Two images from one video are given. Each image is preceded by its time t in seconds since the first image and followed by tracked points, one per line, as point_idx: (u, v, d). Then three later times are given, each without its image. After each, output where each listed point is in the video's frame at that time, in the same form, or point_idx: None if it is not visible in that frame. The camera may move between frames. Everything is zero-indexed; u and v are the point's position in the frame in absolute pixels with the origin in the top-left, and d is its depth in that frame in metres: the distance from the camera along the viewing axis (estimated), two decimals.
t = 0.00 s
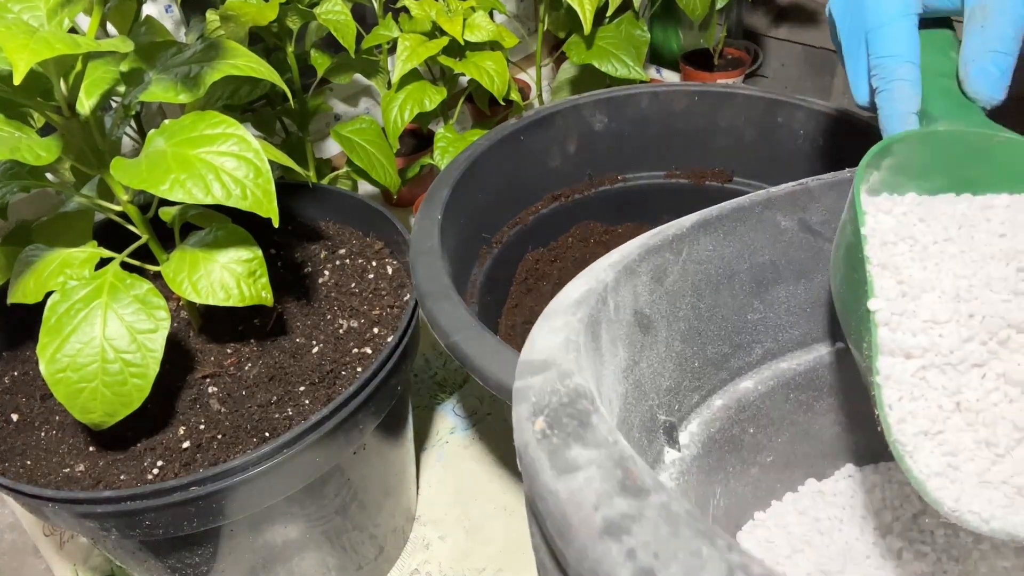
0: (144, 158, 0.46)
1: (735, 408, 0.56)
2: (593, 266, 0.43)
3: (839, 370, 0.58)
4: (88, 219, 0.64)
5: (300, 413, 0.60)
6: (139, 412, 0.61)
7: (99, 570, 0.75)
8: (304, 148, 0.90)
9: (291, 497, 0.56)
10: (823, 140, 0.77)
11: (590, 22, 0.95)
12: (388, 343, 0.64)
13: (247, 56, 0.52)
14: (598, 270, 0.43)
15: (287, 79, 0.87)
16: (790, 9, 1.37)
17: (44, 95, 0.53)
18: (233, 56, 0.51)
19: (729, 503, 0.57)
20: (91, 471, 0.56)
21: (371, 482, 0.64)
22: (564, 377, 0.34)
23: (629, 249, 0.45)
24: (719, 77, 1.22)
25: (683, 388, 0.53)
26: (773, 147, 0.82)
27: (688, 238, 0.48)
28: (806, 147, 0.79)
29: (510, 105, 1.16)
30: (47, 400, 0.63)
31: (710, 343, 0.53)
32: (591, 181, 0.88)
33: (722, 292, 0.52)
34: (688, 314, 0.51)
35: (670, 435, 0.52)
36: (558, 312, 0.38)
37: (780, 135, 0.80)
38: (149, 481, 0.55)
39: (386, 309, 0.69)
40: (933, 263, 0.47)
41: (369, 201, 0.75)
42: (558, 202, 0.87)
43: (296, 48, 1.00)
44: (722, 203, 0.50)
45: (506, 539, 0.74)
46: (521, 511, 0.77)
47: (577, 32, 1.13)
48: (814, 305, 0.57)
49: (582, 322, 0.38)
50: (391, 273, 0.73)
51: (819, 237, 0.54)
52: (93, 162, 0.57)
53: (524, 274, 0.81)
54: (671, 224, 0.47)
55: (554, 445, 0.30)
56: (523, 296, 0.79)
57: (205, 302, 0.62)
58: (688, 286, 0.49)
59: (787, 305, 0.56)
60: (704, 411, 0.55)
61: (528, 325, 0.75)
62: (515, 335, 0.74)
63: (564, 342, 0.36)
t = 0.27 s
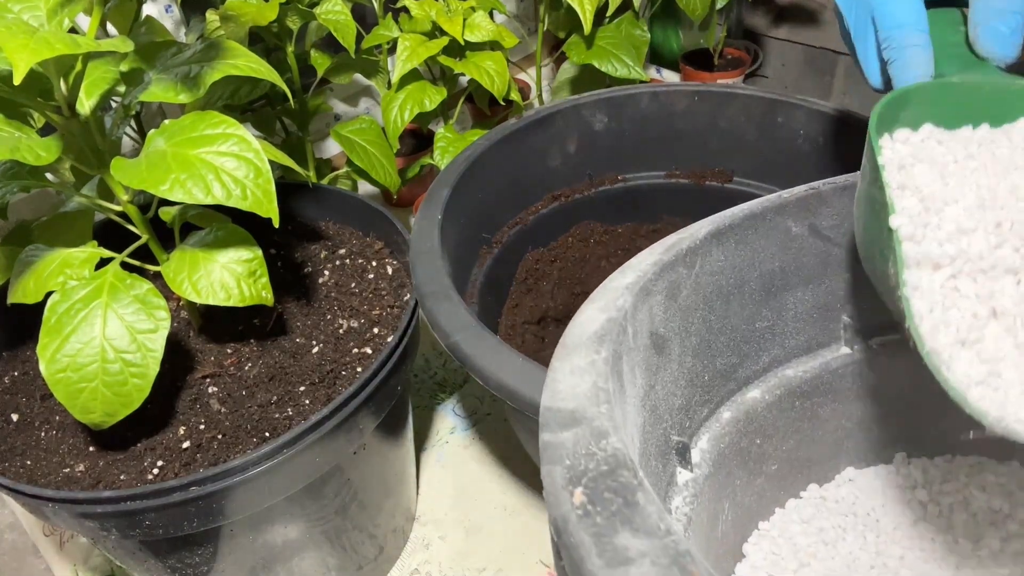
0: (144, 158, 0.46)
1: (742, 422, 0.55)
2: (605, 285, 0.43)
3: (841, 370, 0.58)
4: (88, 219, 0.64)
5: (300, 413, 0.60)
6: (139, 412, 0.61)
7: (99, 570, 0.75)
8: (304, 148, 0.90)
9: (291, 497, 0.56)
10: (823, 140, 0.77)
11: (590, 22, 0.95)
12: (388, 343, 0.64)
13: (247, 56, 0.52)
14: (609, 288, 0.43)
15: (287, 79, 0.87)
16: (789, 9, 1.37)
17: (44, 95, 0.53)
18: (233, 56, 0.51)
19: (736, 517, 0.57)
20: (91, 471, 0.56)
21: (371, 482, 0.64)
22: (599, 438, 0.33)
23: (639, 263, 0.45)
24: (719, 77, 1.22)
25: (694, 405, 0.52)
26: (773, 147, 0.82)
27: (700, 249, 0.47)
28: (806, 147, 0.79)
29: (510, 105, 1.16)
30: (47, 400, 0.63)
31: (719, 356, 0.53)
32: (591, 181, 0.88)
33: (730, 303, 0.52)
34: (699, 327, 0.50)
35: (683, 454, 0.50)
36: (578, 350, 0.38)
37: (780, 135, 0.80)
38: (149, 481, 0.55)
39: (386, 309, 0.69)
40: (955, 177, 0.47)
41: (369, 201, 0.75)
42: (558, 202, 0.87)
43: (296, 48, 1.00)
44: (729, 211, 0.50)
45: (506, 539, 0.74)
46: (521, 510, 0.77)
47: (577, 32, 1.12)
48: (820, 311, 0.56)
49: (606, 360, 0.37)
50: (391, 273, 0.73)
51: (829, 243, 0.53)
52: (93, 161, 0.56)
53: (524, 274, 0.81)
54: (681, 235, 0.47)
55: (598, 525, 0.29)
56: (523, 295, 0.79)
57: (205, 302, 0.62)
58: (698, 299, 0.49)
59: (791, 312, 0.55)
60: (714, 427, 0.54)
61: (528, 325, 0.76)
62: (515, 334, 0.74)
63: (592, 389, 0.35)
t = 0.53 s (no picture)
0: (144, 158, 0.46)
1: (750, 469, 0.49)
2: (615, 338, 0.37)
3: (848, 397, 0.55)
4: (87, 219, 0.64)
5: (300, 413, 0.60)
6: (139, 412, 0.61)
7: (99, 570, 0.75)
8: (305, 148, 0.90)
9: (291, 497, 0.56)
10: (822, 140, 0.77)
11: (590, 22, 0.95)
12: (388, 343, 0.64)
13: (248, 56, 0.52)
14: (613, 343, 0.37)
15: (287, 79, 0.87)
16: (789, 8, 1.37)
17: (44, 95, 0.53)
18: (233, 56, 0.51)
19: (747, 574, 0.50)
20: (91, 471, 0.56)
21: (371, 482, 0.64)
22: (637, 535, 0.28)
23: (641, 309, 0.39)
24: (719, 77, 1.22)
25: (705, 455, 0.45)
26: (773, 147, 0.82)
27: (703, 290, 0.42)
28: (805, 147, 0.79)
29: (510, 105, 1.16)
30: (47, 400, 0.63)
31: (727, 400, 0.46)
32: (591, 181, 0.88)
33: (743, 342, 0.45)
34: (713, 372, 0.44)
35: (699, 509, 0.42)
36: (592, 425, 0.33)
37: (779, 134, 0.80)
38: (150, 480, 0.55)
39: (386, 309, 0.69)
40: None
41: (369, 201, 0.75)
42: (558, 202, 0.86)
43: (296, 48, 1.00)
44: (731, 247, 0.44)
45: (506, 539, 0.75)
46: (520, 510, 0.77)
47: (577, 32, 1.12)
48: (826, 343, 0.50)
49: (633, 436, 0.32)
50: (391, 273, 0.73)
51: (836, 279, 0.48)
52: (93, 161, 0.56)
53: (524, 274, 0.82)
54: (680, 276, 0.42)
55: None
56: (523, 295, 0.80)
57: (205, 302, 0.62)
58: (711, 342, 0.43)
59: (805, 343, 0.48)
60: (723, 475, 0.47)
61: (529, 326, 0.76)
62: (515, 334, 0.74)
63: (619, 469, 0.30)
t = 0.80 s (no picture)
0: (144, 158, 0.46)
1: None
2: (627, 494, 0.29)
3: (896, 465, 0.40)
4: (87, 219, 0.64)
5: (300, 413, 0.60)
6: (140, 412, 0.61)
7: (99, 570, 0.75)
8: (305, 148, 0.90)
9: (291, 497, 0.56)
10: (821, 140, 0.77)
11: (590, 22, 0.95)
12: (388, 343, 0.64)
13: (248, 56, 0.52)
14: (645, 446, 0.30)
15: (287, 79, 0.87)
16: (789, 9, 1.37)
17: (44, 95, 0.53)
18: (233, 56, 0.51)
19: None
20: (92, 471, 0.57)
21: (371, 482, 0.64)
22: None
23: (683, 393, 0.32)
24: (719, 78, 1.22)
25: None
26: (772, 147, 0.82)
27: (765, 366, 0.33)
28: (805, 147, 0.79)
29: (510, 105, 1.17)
30: (48, 400, 0.63)
31: (747, 527, 0.34)
32: (591, 181, 0.88)
33: (763, 453, 0.35)
34: (737, 488, 0.34)
35: None
36: None
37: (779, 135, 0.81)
38: (150, 480, 0.56)
39: (386, 309, 0.69)
40: None
41: (369, 202, 0.75)
42: (558, 202, 0.86)
43: (296, 48, 1.00)
44: (785, 312, 0.35)
45: (506, 538, 0.75)
46: (520, 510, 0.77)
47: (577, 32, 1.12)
48: (836, 439, 0.37)
49: None
50: (391, 273, 0.73)
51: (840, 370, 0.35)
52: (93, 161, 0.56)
53: (524, 274, 0.82)
54: (733, 348, 0.33)
55: None
56: (523, 296, 0.80)
57: (206, 302, 0.62)
58: (744, 444, 0.33)
59: (828, 452, 0.37)
60: None
61: (530, 325, 0.77)
62: (515, 333, 0.75)
63: None
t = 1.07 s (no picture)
0: (144, 159, 0.46)
1: None
2: None
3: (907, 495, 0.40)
4: (87, 219, 0.64)
5: (300, 413, 0.60)
6: (140, 412, 0.61)
7: (100, 570, 0.75)
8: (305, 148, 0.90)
9: (291, 497, 0.56)
10: (822, 140, 0.77)
11: (590, 22, 0.95)
12: (388, 342, 0.64)
13: (248, 56, 0.52)
14: (637, 550, 0.29)
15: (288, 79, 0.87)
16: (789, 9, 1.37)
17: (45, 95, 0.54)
18: (234, 56, 0.51)
19: None
20: (92, 471, 0.57)
21: (371, 482, 0.64)
22: None
23: (670, 482, 0.31)
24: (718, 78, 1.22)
25: None
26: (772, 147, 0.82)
27: (749, 446, 0.33)
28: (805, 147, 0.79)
29: (510, 106, 1.17)
30: (48, 399, 0.63)
31: None
32: (590, 181, 0.88)
33: (750, 536, 0.34)
34: None
35: None
36: None
37: (779, 134, 0.81)
38: (150, 480, 0.56)
39: (386, 309, 0.69)
40: None
41: (369, 201, 0.75)
42: (558, 202, 0.86)
43: (296, 48, 1.00)
44: (760, 386, 0.34)
45: (506, 538, 0.75)
46: (520, 509, 0.77)
47: (577, 32, 1.13)
48: (819, 511, 0.38)
49: None
50: (391, 273, 0.73)
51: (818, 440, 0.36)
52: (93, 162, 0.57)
53: (524, 274, 0.83)
54: (716, 428, 0.33)
55: None
56: (523, 295, 0.81)
57: (206, 302, 0.62)
58: (733, 531, 0.33)
59: (805, 523, 0.38)
60: None
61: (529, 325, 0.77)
62: (515, 333, 0.75)
63: None
